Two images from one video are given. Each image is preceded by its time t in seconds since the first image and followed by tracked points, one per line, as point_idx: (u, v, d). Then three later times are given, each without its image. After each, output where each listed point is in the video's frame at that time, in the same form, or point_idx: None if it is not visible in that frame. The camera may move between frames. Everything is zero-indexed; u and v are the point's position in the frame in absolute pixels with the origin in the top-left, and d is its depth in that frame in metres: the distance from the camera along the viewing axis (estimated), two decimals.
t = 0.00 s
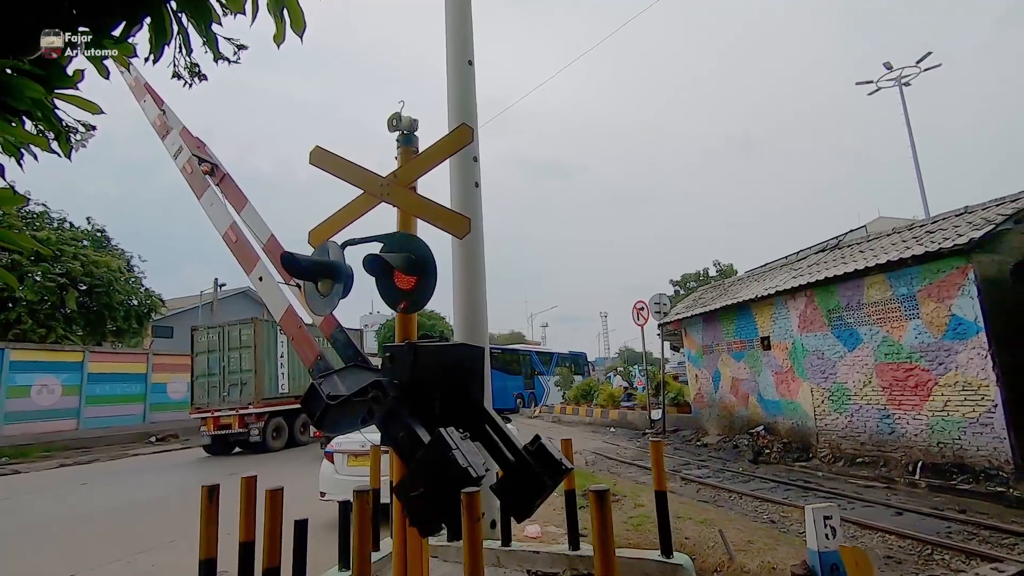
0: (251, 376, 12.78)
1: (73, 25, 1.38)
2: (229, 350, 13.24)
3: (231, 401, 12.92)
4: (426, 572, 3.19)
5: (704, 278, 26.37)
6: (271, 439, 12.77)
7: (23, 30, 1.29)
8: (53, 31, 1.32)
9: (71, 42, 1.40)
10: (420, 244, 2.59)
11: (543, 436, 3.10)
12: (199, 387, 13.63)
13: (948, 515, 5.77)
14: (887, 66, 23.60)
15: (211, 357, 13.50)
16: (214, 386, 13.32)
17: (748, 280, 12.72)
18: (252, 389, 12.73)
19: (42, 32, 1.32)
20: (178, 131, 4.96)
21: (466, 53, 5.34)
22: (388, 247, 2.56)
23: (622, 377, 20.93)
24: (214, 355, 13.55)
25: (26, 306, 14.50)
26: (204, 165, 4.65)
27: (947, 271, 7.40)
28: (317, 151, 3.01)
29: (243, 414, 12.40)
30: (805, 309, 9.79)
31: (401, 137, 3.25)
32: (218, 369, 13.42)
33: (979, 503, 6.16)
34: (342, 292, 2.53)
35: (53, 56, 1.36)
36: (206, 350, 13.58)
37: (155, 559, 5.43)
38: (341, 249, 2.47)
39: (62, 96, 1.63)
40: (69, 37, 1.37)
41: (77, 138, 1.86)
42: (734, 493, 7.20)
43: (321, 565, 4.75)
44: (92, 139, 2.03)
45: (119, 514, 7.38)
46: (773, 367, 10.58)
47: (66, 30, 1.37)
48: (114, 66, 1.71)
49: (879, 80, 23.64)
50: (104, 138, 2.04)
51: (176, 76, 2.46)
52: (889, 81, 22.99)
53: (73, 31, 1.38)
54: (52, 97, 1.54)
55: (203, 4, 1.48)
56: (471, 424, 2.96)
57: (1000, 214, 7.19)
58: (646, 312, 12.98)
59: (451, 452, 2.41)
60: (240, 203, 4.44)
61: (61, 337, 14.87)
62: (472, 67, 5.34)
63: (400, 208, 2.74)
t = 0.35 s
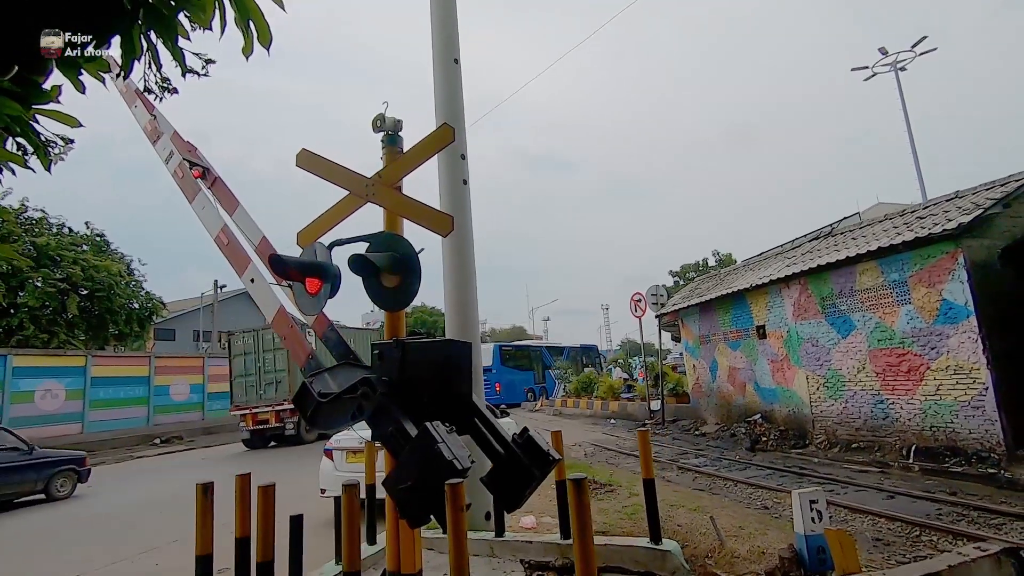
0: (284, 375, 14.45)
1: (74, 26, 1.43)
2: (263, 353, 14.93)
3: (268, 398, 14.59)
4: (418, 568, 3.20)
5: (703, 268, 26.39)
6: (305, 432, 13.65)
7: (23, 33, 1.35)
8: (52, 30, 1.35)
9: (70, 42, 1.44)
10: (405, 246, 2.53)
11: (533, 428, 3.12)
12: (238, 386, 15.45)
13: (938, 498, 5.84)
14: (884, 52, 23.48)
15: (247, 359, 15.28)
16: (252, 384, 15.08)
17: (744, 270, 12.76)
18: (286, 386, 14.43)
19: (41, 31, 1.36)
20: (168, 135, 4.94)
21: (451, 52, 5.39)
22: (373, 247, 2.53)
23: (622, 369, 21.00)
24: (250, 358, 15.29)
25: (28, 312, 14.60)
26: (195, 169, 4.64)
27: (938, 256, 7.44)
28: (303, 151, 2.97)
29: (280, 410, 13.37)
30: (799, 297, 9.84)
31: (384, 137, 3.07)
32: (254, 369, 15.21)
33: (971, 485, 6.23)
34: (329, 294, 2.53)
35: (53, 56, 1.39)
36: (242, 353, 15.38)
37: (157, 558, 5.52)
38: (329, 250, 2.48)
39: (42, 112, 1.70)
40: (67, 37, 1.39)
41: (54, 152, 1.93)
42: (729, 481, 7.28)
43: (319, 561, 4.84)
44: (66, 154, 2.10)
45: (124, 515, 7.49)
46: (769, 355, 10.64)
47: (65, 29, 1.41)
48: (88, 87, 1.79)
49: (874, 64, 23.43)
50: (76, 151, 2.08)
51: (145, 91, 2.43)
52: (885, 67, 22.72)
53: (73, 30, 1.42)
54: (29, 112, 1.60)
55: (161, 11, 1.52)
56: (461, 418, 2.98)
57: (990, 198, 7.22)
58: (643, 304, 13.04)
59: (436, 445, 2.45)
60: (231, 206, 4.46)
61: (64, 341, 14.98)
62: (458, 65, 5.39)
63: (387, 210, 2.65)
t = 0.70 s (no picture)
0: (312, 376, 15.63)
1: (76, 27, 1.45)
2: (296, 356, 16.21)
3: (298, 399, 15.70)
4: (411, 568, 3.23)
5: (703, 262, 26.34)
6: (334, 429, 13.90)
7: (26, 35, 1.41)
8: (53, 31, 1.40)
9: (73, 45, 1.47)
10: (393, 249, 2.48)
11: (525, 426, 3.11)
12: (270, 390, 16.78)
13: (935, 487, 5.85)
14: (880, 40, 23.18)
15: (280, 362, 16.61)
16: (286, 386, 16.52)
17: (741, 263, 12.75)
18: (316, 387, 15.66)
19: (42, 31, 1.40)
20: (160, 144, 4.92)
21: (439, 53, 5.40)
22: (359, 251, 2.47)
23: (622, 365, 20.96)
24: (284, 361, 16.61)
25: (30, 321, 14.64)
26: (187, 177, 4.63)
27: (932, 245, 7.44)
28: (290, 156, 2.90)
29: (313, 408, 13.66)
30: (795, 289, 9.85)
31: (369, 141, 3.04)
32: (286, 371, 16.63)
33: (967, 473, 6.25)
34: (318, 298, 2.49)
35: (54, 56, 1.43)
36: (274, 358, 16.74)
37: (157, 563, 5.54)
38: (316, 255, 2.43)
39: (17, 126, 1.73)
40: (72, 38, 1.44)
41: (29, 169, 1.97)
42: (727, 474, 7.30)
43: (317, 562, 4.86)
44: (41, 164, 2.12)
45: (126, 520, 7.52)
46: (767, 347, 10.65)
47: (65, 30, 1.43)
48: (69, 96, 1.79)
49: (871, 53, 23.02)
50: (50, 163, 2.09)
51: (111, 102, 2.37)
52: (881, 56, 22.02)
53: (73, 30, 1.43)
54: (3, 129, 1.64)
55: (129, 29, 1.48)
56: (453, 419, 2.95)
57: (983, 186, 7.22)
58: (641, 299, 13.04)
59: (423, 446, 2.46)
60: (224, 213, 4.46)
61: (66, 349, 15.02)
62: (446, 66, 5.41)
63: (374, 213, 2.59)
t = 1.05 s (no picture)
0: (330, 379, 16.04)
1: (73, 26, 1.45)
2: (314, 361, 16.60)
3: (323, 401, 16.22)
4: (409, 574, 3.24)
5: (703, 260, 26.35)
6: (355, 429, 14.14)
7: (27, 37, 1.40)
8: (53, 31, 1.38)
9: (72, 44, 1.46)
10: (385, 255, 2.48)
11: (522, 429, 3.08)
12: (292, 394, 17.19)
13: (937, 483, 5.82)
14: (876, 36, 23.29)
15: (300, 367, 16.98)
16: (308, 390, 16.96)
17: (740, 261, 12.74)
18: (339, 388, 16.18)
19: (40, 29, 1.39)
20: (155, 153, 4.90)
21: (431, 58, 5.40)
22: (352, 259, 2.46)
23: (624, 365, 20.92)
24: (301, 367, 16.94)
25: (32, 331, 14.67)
26: (181, 187, 4.61)
27: (929, 241, 7.43)
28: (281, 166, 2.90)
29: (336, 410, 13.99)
30: (794, 287, 9.84)
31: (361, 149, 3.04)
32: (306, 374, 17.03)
33: (970, 469, 6.23)
34: (311, 306, 2.48)
35: (52, 55, 1.42)
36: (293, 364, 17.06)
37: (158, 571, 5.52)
38: (308, 263, 2.42)
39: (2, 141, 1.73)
40: (71, 37, 1.44)
41: (12, 186, 1.96)
42: (729, 473, 7.28)
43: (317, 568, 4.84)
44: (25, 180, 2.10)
45: (129, 528, 7.52)
46: (767, 345, 10.64)
47: (64, 29, 1.43)
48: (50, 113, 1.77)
49: (867, 49, 22.93)
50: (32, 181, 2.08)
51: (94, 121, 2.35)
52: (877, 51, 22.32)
53: (71, 29, 1.44)
54: None
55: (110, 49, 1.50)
56: (449, 425, 2.93)
57: (980, 180, 7.21)
58: (641, 299, 13.02)
59: (417, 453, 2.46)
60: (218, 222, 4.46)
61: (69, 359, 15.05)
62: (438, 71, 5.41)
63: (368, 221, 2.58)
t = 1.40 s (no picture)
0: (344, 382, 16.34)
1: (77, 26, 1.44)
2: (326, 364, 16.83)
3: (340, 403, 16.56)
4: None
5: (705, 267, 26.38)
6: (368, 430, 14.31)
7: (26, 40, 1.41)
8: (52, 30, 1.39)
9: (74, 45, 1.44)
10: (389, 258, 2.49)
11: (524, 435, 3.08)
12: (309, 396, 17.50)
13: (938, 492, 5.81)
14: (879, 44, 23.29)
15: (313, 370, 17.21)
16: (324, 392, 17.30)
17: (742, 268, 12.76)
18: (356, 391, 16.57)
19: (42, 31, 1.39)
20: (161, 156, 4.90)
21: (436, 64, 5.44)
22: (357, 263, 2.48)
23: (625, 370, 20.89)
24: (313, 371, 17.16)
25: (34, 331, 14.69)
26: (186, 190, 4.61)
27: (931, 250, 7.45)
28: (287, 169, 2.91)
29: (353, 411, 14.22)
30: (796, 295, 9.84)
31: (367, 153, 3.06)
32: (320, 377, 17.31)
33: (971, 479, 6.22)
34: (316, 309, 2.49)
35: (54, 56, 1.44)
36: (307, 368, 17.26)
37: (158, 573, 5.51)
38: (314, 267, 2.44)
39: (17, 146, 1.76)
40: (72, 37, 1.42)
41: (29, 189, 1.99)
42: (730, 481, 7.26)
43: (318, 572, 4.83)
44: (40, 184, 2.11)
45: (129, 530, 7.52)
46: (769, 353, 10.64)
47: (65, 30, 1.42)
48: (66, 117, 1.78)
49: (869, 58, 23.00)
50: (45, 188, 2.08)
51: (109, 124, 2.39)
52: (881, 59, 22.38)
53: (73, 30, 1.42)
54: (2, 150, 1.67)
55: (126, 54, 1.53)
56: (451, 429, 2.94)
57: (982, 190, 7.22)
58: (642, 305, 13.02)
59: (421, 457, 2.46)
60: (223, 224, 4.46)
61: (70, 360, 15.07)
62: (443, 77, 5.45)
63: (374, 225, 2.60)
